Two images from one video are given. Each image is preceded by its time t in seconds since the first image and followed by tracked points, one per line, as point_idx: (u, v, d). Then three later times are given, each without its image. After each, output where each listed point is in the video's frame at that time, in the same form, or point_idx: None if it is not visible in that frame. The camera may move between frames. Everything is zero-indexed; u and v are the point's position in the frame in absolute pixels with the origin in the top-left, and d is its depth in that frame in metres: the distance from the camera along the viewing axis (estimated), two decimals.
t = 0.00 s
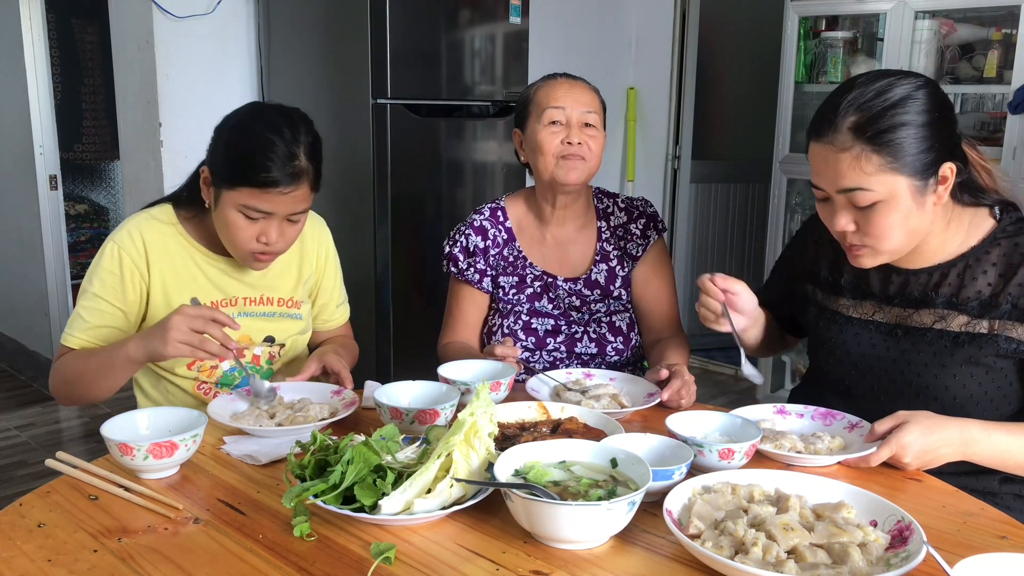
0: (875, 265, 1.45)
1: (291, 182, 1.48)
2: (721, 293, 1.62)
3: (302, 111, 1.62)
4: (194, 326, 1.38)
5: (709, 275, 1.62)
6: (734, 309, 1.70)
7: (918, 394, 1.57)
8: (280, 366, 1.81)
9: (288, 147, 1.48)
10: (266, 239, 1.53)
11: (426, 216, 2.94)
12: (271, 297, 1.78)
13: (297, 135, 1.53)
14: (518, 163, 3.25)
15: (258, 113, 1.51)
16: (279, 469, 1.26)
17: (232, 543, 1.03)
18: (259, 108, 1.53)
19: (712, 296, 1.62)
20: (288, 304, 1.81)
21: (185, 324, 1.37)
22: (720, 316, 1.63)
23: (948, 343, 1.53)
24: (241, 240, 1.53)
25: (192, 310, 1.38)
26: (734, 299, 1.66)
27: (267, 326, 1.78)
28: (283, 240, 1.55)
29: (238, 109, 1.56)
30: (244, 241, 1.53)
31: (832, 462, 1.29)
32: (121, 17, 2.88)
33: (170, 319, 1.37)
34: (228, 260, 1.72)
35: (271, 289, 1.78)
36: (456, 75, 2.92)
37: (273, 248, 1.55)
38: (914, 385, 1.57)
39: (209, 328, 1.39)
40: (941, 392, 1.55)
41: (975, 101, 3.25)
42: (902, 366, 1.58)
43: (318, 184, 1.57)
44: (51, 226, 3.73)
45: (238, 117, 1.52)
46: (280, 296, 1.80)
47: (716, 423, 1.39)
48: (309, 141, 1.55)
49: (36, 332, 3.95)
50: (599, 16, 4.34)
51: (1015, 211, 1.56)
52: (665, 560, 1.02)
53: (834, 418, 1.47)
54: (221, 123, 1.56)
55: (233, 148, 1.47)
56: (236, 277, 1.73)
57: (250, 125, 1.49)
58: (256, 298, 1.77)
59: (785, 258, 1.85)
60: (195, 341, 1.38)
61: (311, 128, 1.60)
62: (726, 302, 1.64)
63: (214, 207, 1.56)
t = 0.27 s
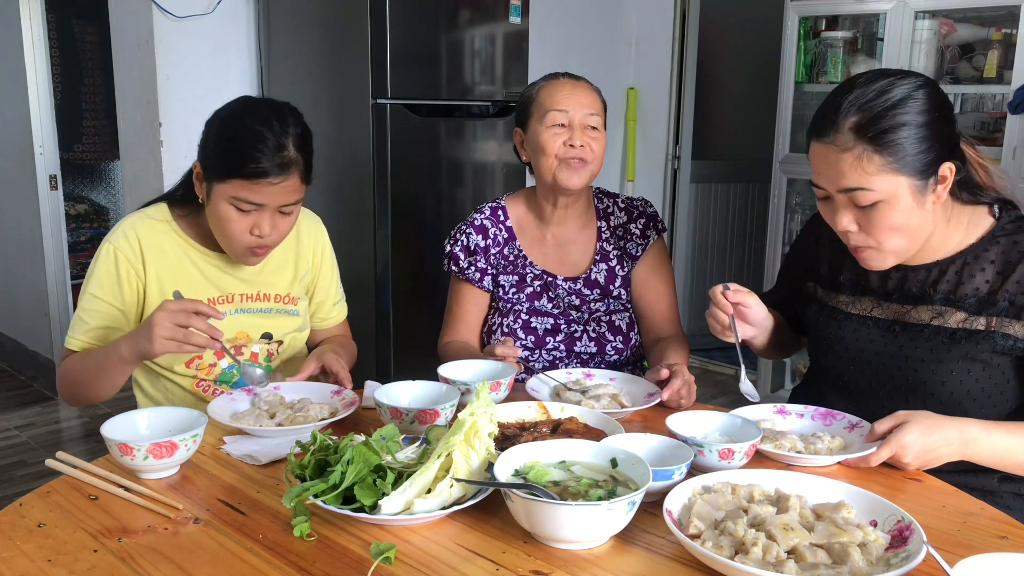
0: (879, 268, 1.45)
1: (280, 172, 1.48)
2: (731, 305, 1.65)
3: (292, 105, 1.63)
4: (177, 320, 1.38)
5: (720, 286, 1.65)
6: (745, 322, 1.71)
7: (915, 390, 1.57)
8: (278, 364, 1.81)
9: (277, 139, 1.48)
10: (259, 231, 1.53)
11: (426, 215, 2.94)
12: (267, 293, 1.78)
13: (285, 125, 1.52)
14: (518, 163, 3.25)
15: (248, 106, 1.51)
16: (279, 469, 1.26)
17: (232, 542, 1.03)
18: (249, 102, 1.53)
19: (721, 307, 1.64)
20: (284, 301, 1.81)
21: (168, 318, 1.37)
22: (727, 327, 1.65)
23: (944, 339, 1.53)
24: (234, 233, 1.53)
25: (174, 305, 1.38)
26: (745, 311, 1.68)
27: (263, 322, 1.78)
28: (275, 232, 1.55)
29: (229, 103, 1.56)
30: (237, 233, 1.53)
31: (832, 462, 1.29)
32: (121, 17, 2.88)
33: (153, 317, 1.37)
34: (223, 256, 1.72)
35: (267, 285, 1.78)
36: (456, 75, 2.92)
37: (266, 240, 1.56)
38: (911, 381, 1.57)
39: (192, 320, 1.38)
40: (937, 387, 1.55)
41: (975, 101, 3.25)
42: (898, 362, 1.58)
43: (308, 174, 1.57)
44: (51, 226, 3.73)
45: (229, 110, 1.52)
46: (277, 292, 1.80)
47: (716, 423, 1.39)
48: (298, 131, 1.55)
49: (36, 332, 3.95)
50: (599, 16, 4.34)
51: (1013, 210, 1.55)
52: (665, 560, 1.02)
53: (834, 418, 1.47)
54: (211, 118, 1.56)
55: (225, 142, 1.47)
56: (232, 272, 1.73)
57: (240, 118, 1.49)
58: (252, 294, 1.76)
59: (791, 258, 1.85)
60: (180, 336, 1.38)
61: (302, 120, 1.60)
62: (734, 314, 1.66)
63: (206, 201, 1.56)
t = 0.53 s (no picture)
0: (877, 262, 1.46)
1: (277, 172, 1.48)
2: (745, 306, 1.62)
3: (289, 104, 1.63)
4: (183, 334, 1.38)
5: (735, 285, 1.63)
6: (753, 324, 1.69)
7: (916, 387, 1.57)
8: (277, 363, 1.81)
9: (274, 138, 1.48)
10: (256, 231, 1.53)
11: (426, 215, 2.94)
12: (265, 293, 1.78)
13: (282, 125, 1.53)
14: (518, 163, 3.25)
15: (244, 106, 1.51)
16: (279, 469, 1.26)
17: (231, 543, 1.03)
18: (246, 101, 1.53)
19: (734, 308, 1.62)
20: (282, 300, 1.81)
21: (174, 333, 1.37)
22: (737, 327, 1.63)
23: (945, 337, 1.53)
24: (230, 232, 1.53)
25: (179, 318, 1.38)
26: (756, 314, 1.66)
27: (261, 322, 1.77)
28: (272, 231, 1.55)
29: (226, 103, 1.55)
30: (233, 233, 1.53)
31: (832, 462, 1.29)
32: (121, 17, 2.88)
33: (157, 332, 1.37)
34: (219, 255, 1.72)
35: (264, 284, 1.78)
36: (456, 75, 2.92)
37: (264, 240, 1.56)
38: (912, 378, 1.57)
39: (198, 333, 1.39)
40: (938, 385, 1.55)
41: (975, 101, 3.25)
42: (900, 359, 1.58)
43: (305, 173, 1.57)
44: (51, 226, 3.73)
45: (227, 110, 1.51)
46: (274, 292, 1.80)
47: (716, 423, 1.39)
48: (295, 130, 1.55)
49: (36, 331, 3.95)
50: (599, 16, 4.34)
51: (1013, 209, 1.56)
52: (665, 560, 1.02)
53: (834, 418, 1.47)
54: (208, 118, 1.55)
55: (223, 141, 1.47)
56: (228, 271, 1.73)
57: (237, 117, 1.49)
58: (250, 294, 1.76)
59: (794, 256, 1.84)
60: (185, 349, 1.39)
61: (299, 120, 1.60)
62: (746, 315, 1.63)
63: (203, 201, 1.56)
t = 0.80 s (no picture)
0: (882, 264, 1.45)
1: (276, 172, 1.48)
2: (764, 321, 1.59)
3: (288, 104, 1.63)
4: (197, 338, 1.38)
5: (758, 297, 1.59)
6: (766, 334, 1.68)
7: (916, 386, 1.57)
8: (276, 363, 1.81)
9: (273, 138, 1.48)
10: (255, 231, 1.53)
11: (426, 215, 2.94)
12: (265, 294, 1.78)
13: (281, 125, 1.52)
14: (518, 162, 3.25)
15: (244, 105, 1.51)
16: (279, 469, 1.26)
17: (231, 543, 1.03)
18: (246, 101, 1.53)
19: (753, 319, 1.59)
20: (281, 301, 1.81)
21: (188, 337, 1.37)
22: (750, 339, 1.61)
23: (947, 336, 1.53)
24: (229, 233, 1.53)
25: (194, 322, 1.39)
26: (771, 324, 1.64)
27: (260, 322, 1.77)
28: (272, 231, 1.56)
29: (225, 103, 1.55)
30: (232, 233, 1.53)
31: (832, 462, 1.29)
32: (120, 16, 2.88)
33: (174, 336, 1.37)
34: (218, 255, 1.72)
35: (263, 284, 1.78)
36: (456, 75, 2.92)
37: (262, 240, 1.56)
38: (913, 378, 1.57)
39: (211, 337, 1.39)
40: (939, 384, 1.55)
41: (974, 101, 3.25)
42: (901, 358, 1.58)
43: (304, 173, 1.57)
44: (51, 226, 3.73)
45: (226, 109, 1.51)
46: (274, 292, 1.80)
47: (716, 423, 1.39)
48: (295, 130, 1.55)
49: (36, 332, 3.95)
50: (599, 15, 4.34)
51: (1014, 208, 1.56)
52: (665, 560, 1.02)
53: (835, 418, 1.47)
54: (207, 118, 1.55)
55: (222, 141, 1.47)
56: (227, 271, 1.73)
57: (236, 116, 1.49)
58: (250, 294, 1.76)
59: (794, 256, 1.84)
60: (199, 352, 1.38)
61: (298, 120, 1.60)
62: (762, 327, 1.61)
63: (203, 202, 1.56)
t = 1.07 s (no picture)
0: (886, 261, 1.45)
1: (279, 173, 1.48)
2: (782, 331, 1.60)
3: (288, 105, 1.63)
4: (194, 332, 1.38)
5: (775, 308, 1.61)
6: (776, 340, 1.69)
7: (917, 385, 1.57)
8: (277, 363, 1.82)
9: (275, 139, 1.49)
10: (257, 233, 1.53)
11: (426, 215, 2.94)
12: (266, 295, 1.78)
13: (282, 126, 1.53)
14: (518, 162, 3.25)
15: (245, 107, 1.51)
16: (279, 469, 1.26)
17: (231, 542, 1.03)
18: (247, 102, 1.53)
19: (772, 329, 1.60)
20: (282, 301, 1.81)
21: (186, 331, 1.38)
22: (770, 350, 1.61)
23: (948, 335, 1.53)
24: (231, 235, 1.53)
25: (192, 318, 1.39)
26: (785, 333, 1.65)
27: (260, 323, 1.78)
28: (274, 233, 1.56)
29: (224, 104, 1.55)
30: (234, 235, 1.53)
31: (831, 462, 1.29)
32: (120, 16, 2.87)
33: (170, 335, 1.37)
34: (218, 256, 1.72)
35: (265, 286, 1.78)
36: (456, 75, 2.92)
37: (264, 241, 1.56)
38: (915, 377, 1.57)
39: (210, 331, 1.38)
40: (940, 383, 1.55)
41: (975, 100, 3.25)
42: (902, 357, 1.58)
43: (306, 174, 1.57)
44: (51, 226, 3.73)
45: (226, 111, 1.51)
46: (274, 292, 1.80)
47: (716, 423, 1.39)
48: (296, 131, 1.55)
49: (36, 332, 3.94)
50: (599, 15, 4.34)
51: (1015, 208, 1.56)
52: (665, 560, 1.02)
53: (835, 418, 1.47)
54: (207, 120, 1.55)
55: (225, 142, 1.47)
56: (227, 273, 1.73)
57: (237, 118, 1.49)
58: (251, 295, 1.77)
59: (794, 255, 1.84)
60: (197, 345, 1.39)
61: (298, 121, 1.60)
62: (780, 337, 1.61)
63: (204, 203, 1.56)
